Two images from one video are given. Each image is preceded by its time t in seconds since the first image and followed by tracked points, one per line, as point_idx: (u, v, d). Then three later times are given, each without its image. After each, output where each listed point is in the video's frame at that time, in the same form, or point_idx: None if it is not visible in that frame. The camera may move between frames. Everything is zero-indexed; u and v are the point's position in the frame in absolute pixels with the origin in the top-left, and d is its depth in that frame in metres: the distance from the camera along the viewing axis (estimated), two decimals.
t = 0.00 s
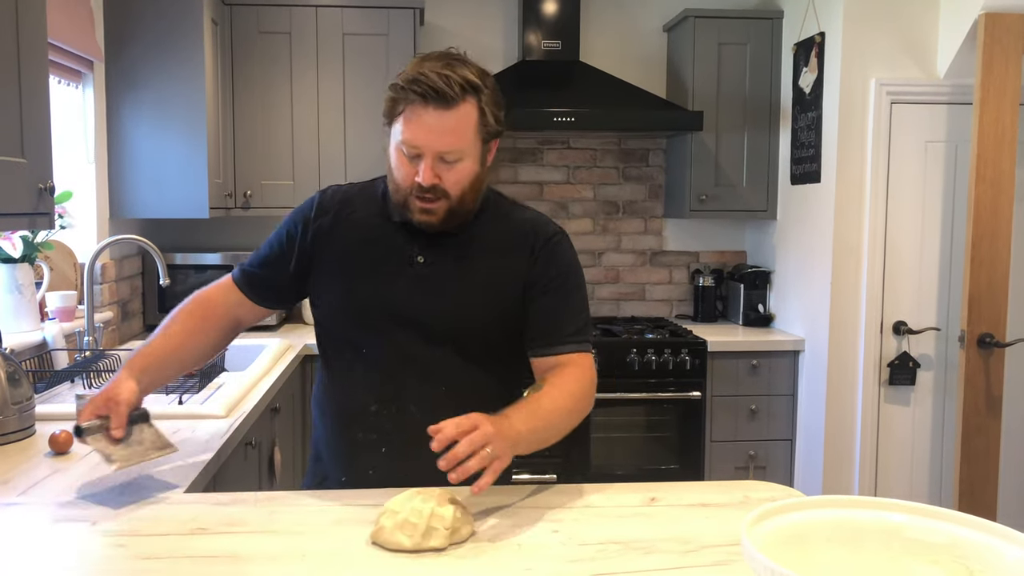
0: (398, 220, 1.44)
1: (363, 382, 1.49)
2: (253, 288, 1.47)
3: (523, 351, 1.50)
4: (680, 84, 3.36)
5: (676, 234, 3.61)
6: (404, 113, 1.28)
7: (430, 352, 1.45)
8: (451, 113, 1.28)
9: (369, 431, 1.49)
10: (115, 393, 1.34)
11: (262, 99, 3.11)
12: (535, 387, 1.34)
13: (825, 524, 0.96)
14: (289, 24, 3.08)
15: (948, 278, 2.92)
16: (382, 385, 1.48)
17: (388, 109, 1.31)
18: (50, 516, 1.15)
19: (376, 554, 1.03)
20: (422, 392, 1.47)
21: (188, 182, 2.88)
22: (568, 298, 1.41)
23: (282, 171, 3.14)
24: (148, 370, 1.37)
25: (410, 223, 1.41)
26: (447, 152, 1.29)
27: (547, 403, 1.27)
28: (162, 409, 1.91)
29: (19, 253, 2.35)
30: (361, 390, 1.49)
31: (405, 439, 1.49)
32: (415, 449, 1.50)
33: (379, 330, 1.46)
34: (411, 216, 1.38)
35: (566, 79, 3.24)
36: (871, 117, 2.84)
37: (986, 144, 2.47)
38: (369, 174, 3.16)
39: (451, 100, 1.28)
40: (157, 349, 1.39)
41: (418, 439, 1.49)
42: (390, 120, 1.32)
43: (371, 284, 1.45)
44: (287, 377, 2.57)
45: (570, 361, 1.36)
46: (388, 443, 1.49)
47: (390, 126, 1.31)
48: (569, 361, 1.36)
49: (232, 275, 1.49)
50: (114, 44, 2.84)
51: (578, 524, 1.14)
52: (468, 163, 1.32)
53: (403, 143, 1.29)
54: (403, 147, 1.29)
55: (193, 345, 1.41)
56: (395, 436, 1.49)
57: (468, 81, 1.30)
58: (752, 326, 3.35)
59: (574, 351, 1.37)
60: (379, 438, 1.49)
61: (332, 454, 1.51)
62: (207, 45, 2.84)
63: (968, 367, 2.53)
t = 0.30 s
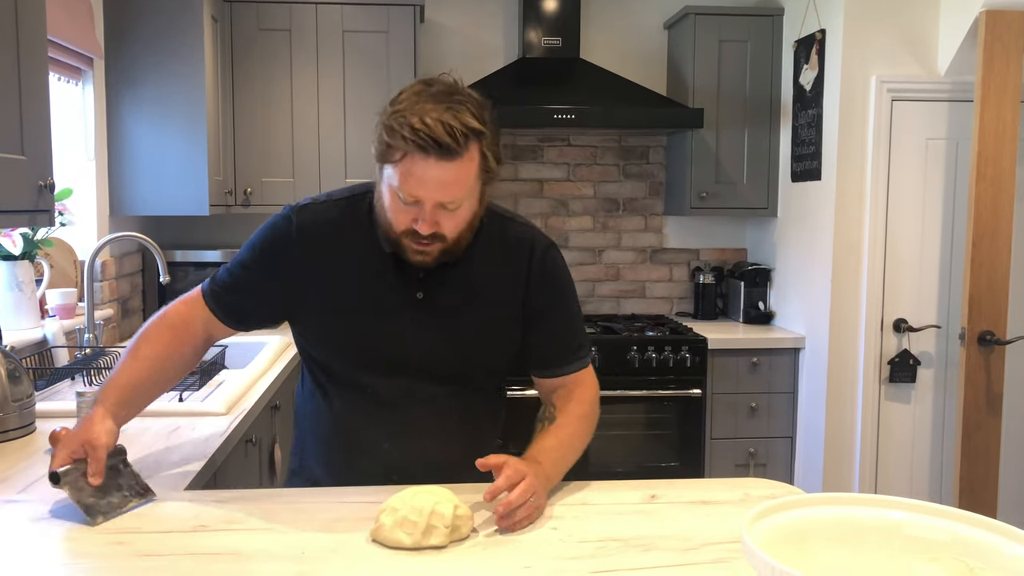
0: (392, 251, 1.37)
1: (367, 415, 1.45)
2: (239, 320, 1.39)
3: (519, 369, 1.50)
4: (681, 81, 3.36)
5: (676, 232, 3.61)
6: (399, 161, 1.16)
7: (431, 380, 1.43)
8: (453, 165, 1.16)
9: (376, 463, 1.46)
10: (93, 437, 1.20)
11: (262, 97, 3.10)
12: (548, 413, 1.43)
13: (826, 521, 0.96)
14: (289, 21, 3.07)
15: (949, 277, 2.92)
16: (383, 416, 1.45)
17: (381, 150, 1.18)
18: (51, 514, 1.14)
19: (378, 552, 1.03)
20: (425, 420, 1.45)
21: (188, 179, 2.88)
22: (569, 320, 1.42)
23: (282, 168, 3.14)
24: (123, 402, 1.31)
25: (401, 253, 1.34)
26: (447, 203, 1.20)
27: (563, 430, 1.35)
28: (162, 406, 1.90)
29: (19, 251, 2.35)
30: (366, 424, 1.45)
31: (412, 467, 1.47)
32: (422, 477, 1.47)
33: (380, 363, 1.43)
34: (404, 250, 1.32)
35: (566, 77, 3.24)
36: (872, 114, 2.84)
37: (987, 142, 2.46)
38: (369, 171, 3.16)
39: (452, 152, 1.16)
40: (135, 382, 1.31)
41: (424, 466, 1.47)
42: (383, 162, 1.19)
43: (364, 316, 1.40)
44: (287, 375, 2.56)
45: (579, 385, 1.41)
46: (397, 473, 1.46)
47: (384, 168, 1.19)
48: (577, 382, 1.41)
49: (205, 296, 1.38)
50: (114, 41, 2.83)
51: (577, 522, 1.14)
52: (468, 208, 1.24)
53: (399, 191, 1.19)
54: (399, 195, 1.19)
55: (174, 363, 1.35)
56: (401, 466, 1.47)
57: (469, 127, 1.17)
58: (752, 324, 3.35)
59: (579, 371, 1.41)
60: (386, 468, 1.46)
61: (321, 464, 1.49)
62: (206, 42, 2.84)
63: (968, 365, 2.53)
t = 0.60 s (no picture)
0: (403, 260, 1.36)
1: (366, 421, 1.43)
2: (264, 325, 1.32)
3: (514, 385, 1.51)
4: (681, 81, 3.36)
5: (677, 232, 3.62)
6: (423, 185, 1.14)
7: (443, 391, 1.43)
8: (479, 192, 1.15)
9: (372, 469, 1.44)
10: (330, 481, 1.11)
11: (263, 97, 3.11)
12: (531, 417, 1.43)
13: (827, 521, 0.96)
14: (290, 21, 3.08)
15: (950, 277, 2.92)
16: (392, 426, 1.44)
17: (403, 174, 1.15)
18: (52, 515, 1.14)
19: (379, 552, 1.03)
20: (434, 431, 1.44)
21: (188, 180, 2.88)
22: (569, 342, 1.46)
23: (282, 169, 3.14)
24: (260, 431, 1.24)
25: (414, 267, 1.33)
26: (469, 227, 1.18)
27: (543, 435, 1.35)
28: (163, 407, 1.90)
29: (20, 252, 2.35)
30: (366, 429, 1.43)
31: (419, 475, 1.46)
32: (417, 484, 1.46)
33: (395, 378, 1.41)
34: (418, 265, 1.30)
35: (566, 77, 3.24)
36: (872, 114, 2.84)
37: (987, 141, 2.46)
38: (370, 171, 3.16)
39: (479, 178, 1.14)
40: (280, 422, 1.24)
41: (419, 474, 1.45)
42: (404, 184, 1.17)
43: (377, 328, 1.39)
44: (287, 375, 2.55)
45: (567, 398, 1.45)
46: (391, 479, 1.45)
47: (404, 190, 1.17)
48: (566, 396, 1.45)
49: (252, 334, 1.30)
50: (114, 42, 2.84)
51: (578, 522, 1.14)
52: (488, 230, 1.23)
53: (419, 213, 1.17)
54: (421, 218, 1.17)
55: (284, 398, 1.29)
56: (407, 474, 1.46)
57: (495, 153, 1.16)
58: (752, 324, 3.35)
59: (559, 385, 1.45)
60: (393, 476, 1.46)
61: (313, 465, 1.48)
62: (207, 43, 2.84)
63: (969, 365, 2.53)
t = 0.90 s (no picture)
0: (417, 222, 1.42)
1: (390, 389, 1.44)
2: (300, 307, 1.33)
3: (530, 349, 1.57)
4: (682, 81, 3.36)
5: (677, 232, 3.62)
6: (430, 107, 1.22)
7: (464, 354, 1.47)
8: (484, 106, 1.23)
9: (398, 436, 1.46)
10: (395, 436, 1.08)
11: (263, 97, 3.11)
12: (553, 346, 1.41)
13: (828, 521, 0.96)
14: (290, 20, 3.07)
15: (950, 277, 2.92)
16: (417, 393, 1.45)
17: (409, 105, 1.24)
18: (53, 514, 1.14)
19: (379, 551, 1.03)
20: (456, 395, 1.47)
21: (188, 180, 2.88)
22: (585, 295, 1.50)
23: (283, 169, 3.14)
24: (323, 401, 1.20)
25: (431, 218, 1.36)
26: (480, 146, 1.24)
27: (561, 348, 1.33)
28: (164, 406, 1.90)
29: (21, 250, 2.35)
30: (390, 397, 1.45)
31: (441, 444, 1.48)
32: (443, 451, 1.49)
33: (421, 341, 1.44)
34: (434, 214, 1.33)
35: (566, 76, 3.24)
36: (873, 114, 2.84)
37: (988, 141, 2.46)
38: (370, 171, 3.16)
39: (481, 92, 1.23)
40: (339, 386, 1.21)
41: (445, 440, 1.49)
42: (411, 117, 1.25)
43: (401, 291, 1.42)
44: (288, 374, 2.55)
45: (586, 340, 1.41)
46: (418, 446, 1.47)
47: (413, 122, 1.25)
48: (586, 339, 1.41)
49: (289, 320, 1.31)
50: (115, 41, 2.84)
51: (578, 522, 1.14)
52: (498, 157, 1.28)
53: (430, 141, 1.23)
54: (431, 142, 1.23)
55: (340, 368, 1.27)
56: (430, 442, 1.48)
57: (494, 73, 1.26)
58: (753, 323, 3.35)
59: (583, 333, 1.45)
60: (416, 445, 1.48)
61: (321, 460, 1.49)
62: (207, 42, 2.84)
63: (970, 364, 2.53)
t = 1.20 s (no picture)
0: (427, 202, 1.44)
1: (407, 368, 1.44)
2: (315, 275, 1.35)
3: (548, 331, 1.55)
4: (682, 81, 3.36)
5: (677, 231, 3.62)
6: (435, 78, 1.34)
7: (476, 330, 1.46)
8: (485, 74, 1.35)
9: (418, 416, 1.45)
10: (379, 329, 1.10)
11: (264, 97, 3.11)
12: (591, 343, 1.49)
13: (828, 521, 0.96)
14: (290, 20, 3.08)
15: (950, 277, 2.92)
16: (431, 370, 1.44)
17: (416, 81, 1.36)
18: (54, 513, 1.15)
19: (380, 551, 1.03)
20: (470, 372, 1.46)
21: (189, 180, 2.89)
22: (593, 273, 1.54)
23: (283, 169, 3.14)
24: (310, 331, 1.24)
25: (439, 197, 1.42)
26: (482, 111, 1.34)
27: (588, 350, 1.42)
28: (164, 405, 1.91)
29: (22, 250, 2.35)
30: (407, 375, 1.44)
31: (455, 423, 1.46)
32: (464, 433, 1.47)
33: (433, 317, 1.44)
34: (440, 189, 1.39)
35: (566, 76, 3.24)
36: (873, 113, 2.84)
37: (988, 141, 2.46)
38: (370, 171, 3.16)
39: (481, 63, 1.35)
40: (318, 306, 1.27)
41: (465, 422, 1.47)
42: (417, 92, 1.36)
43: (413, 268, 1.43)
44: (288, 373, 2.55)
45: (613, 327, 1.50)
46: (438, 427, 1.45)
47: (420, 96, 1.35)
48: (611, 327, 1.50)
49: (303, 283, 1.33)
50: (116, 41, 2.84)
51: (578, 521, 1.14)
52: (499, 126, 1.37)
53: (436, 106, 1.33)
54: (436, 109, 1.33)
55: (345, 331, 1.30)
56: (444, 422, 1.46)
57: (495, 50, 1.38)
58: (753, 323, 3.35)
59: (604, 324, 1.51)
60: (429, 424, 1.45)
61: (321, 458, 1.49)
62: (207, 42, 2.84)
63: (970, 364, 2.53)
